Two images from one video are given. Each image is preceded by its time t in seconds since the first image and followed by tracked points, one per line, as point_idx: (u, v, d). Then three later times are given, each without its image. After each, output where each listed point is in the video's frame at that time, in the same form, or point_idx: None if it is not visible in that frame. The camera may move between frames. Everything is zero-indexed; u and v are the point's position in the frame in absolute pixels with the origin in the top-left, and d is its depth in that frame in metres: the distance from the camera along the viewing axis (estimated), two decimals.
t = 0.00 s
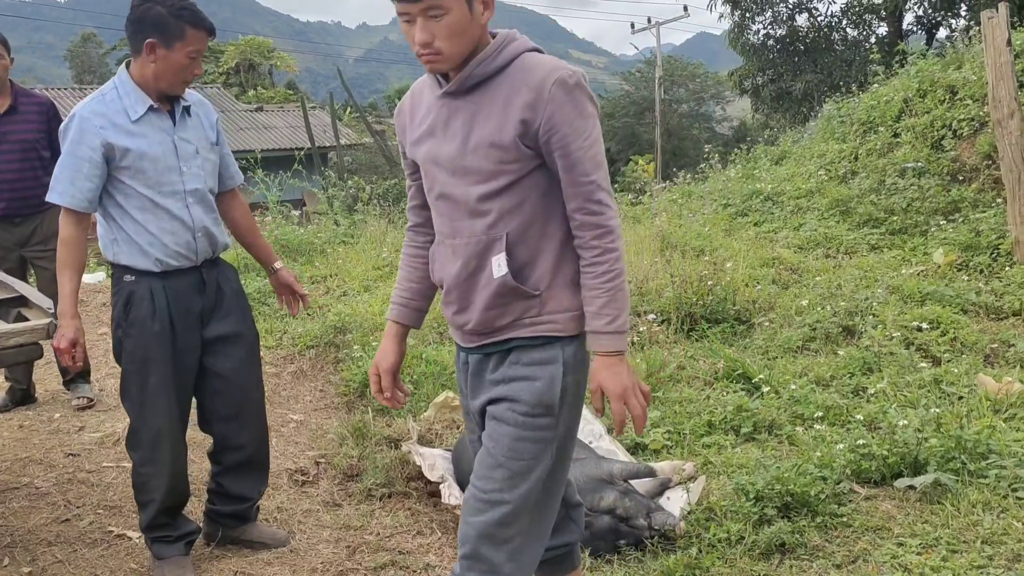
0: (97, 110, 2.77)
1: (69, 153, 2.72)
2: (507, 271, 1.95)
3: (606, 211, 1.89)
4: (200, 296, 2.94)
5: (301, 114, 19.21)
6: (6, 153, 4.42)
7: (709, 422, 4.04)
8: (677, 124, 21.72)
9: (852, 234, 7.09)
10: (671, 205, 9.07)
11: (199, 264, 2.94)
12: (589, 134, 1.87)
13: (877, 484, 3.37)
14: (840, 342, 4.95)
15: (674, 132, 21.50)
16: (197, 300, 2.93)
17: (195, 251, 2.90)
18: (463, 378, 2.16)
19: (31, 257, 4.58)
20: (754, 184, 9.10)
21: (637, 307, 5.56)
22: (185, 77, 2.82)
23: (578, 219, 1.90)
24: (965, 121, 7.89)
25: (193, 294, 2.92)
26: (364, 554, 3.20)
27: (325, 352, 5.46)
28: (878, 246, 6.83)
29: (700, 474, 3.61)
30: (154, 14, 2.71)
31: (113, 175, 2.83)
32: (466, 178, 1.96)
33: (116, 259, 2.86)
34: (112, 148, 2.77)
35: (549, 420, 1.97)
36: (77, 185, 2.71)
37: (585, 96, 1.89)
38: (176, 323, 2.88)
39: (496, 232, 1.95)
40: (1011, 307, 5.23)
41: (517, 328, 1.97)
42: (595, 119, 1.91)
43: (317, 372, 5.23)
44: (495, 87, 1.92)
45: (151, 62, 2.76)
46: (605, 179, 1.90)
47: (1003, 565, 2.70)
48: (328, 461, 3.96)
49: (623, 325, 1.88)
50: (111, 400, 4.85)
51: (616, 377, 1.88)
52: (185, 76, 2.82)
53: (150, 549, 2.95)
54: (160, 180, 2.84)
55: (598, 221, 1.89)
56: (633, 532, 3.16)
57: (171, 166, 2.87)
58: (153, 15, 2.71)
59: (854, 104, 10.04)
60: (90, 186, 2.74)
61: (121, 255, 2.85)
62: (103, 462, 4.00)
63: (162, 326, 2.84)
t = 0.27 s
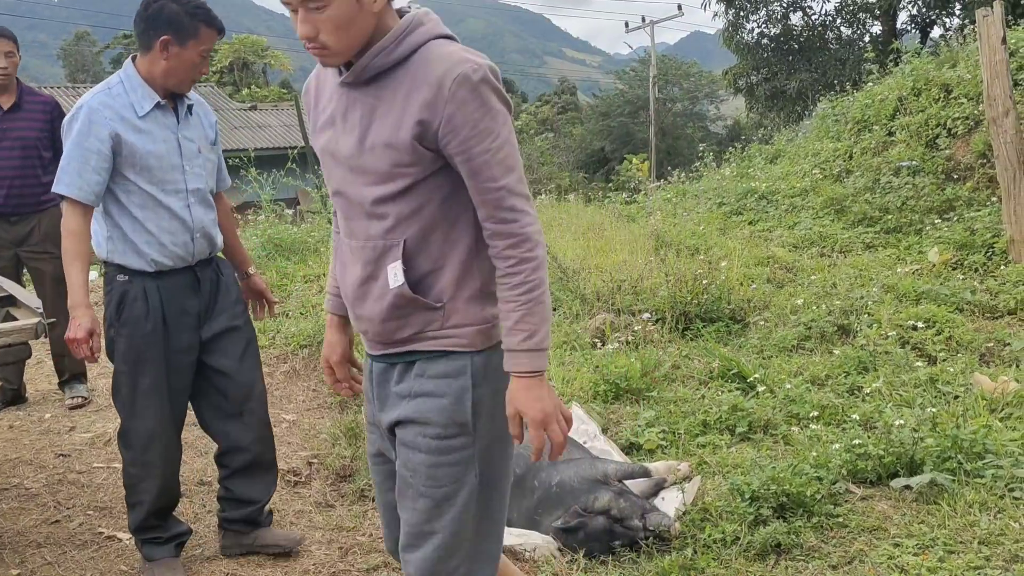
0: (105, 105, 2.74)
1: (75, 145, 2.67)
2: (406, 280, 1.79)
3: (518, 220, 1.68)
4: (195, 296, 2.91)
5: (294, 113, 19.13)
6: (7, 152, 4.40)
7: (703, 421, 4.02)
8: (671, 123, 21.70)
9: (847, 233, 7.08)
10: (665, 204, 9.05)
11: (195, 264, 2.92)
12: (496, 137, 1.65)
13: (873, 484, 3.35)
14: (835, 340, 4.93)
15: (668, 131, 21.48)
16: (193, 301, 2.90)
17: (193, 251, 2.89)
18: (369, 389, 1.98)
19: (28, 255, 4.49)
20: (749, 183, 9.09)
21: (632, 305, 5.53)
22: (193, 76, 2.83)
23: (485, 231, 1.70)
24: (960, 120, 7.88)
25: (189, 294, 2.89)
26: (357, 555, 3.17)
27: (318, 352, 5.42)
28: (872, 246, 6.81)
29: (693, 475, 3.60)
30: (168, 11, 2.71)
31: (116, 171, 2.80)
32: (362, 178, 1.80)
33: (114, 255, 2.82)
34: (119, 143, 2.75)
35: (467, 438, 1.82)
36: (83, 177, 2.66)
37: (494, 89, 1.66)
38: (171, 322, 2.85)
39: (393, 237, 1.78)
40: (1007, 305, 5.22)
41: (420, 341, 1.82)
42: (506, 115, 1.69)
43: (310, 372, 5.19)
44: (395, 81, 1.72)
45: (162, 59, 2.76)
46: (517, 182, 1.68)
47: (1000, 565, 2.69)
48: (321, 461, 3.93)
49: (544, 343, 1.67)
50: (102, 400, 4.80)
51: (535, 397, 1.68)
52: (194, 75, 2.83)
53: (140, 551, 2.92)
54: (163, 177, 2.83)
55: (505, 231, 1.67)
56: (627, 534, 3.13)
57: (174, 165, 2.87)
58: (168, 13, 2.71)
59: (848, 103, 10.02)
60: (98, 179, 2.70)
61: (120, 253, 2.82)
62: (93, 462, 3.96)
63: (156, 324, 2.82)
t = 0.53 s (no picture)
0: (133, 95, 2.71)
1: (98, 130, 2.65)
2: (298, 284, 1.61)
3: (396, 218, 1.48)
4: (204, 295, 2.85)
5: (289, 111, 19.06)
6: (17, 147, 4.38)
7: (695, 421, 3.99)
8: (667, 123, 21.67)
9: (841, 232, 7.06)
10: (660, 203, 9.02)
11: (206, 264, 2.86)
12: (377, 127, 1.46)
13: (866, 484, 3.32)
14: (828, 340, 4.91)
15: (664, 130, 21.45)
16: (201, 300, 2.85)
17: (203, 250, 2.83)
18: (257, 397, 1.79)
19: (29, 251, 4.43)
20: (743, 182, 9.06)
21: (625, 303, 5.50)
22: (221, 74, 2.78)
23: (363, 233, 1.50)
24: (955, 120, 7.86)
25: (197, 293, 2.84)
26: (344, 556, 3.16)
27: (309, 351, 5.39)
28: (866, 246, 6.78)
29: (684, 474, 3.57)
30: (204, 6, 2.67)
31: (135, 162, 2.76)
32: (252, 171, 1.62)
33: (125, 245, 2.77)
34: (143, 133, 2.72)
35: (382, 456, 1.62)
36: (102, 165, 2.64)
37: (381, 74, 1.49)
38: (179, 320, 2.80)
39: (285, 235, 1.61)
40: (1000, 306, 5.18)
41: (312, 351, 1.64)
42: (397, 103, 1.51)
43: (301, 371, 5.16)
44: (280, 66, 1.57)
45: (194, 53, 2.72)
46: (404, 177, 1.50)
47: (992, 568, 2.66)
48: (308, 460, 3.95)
49: (377, 358, 1.49)
50: (90, 397, 4.76)
51: (322, 408, 1.44)
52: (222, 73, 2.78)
53: (126, 549, 2.87)
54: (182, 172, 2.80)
55: (382, 230, 1.48)
56: (617, 534, 3.10)
57: (195, 161, 2.82)
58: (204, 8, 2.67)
59: (844, 102, 9.99)
60: (118, 167, 2.67)
61: (132, 244, 2.76)
62: (80, 461, 3.91)
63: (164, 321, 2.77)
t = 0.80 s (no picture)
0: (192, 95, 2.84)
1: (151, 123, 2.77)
2: (149, 318, 1.57)
3: (227, 265, 1.43)
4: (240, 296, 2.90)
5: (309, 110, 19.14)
6: (46, 150, 4.37)
7: (710, 424, 3.97)
8: (687, 121, 21.54)
9: (861, 233, 6.99)
10: (678, 203, 8.97)
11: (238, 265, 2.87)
12: (210, 159, 1.41)
13: (882, 489, 3.29)
14: (846, 342, 4.86)
15: (683, 129, 21.33)
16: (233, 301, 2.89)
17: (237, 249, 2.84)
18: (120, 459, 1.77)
19: (49, 250, 4.48)
20: (762, 182, 8.99)
21: (641, 304, 5.47)
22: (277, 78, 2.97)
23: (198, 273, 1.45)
24: (977, 119, 7.75)
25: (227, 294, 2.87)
26: (356, 557, 3.23)
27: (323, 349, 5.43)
28: (886, 246, 6.71)
29: (700, 477, 3.55)
30: (265, 13, 2.89)
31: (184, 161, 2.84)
32: (110, 196, 1.61)
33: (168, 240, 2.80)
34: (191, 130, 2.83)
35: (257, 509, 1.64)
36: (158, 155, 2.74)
37: (222, 99, 1.42)
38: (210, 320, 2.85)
39: (136, 267, 1.58)
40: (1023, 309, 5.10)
41: (165, 393, 1.60)
42: (244, 134, 1.44)
43: (316, 370, 5.20)
44: (135, 85, 1.55)
45: (256, 57, 2.92)
46: (244, 217, 1.44)
47: None
48: (321, 460, 4.01)
49: (245, 427, 1.48)
50: (108, 396, 4.81)
51: (212, 479, 1.49)
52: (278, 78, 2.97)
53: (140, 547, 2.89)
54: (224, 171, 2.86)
55: (209, 278, 1.43)
56: (630, 538, 3.09)
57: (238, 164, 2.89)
58: (267, 16, 2.90)
59: (865, 101, 9.89)
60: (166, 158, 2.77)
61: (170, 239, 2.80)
62: (96, 459, 3.95)
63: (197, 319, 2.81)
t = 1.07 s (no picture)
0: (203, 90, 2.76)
1: (168, 119, 2.71)
2: None
3: (15, 249, 1.42)
4: (256, 295, 2.90)
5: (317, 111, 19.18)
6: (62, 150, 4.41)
7: (718, 422, 3.97)
8: (694, 121, 21.49)
9: (869, 231, 6.96)
10: (685, 202, 8.95)
11: (256, 264, 2.89)
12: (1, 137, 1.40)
13: (891, 488, 3.29)
14: (854, 341, 4.85)
15: (691, 128, 21.29)
16: (251, 297, 2.89)
17: (253, 250, 2.84)
18: None
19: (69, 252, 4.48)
20: (770, 181, 8.97)
21: (648, 303, 5.47)
22: (289, 75, 2.83)
23: None
24: (986, 118, 7.72)
25: (246, 292, 2.87)
26: (364, 556, 3.24)
27: (331, 349, 5.45)
28: (895, 245, 6.69)
29: (708, 476, 3.54)
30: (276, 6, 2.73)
31: (196, 156, 2.80)
32: None
33: (180, 237, 2.81)
34: (207, 127, 2.77)
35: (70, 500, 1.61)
36: (166, 154, 2.69)
37: (13, 70, 1.42)
38: (230, 316, 2.85)
39: None
40: None
41: None
42: (39, 108, 1.42)
43: (324, 369, 5.22)
44: None
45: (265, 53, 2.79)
46: (33, 197, 1.42)
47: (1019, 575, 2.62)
48: (329, 459, 4.03)
49: (27, 414, 1.46)
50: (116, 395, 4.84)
51: None
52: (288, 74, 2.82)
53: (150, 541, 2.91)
54: (243, 170, 2.82)
55: None
56: (638, 536, 3.09)
57: (257, 160, 2.85)
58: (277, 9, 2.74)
59: (872, 100, 9.85)
60: (183, 156, 2.72)
61: (188, 236, 2.81)
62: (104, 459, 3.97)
63: (217, 314, 2.82)
